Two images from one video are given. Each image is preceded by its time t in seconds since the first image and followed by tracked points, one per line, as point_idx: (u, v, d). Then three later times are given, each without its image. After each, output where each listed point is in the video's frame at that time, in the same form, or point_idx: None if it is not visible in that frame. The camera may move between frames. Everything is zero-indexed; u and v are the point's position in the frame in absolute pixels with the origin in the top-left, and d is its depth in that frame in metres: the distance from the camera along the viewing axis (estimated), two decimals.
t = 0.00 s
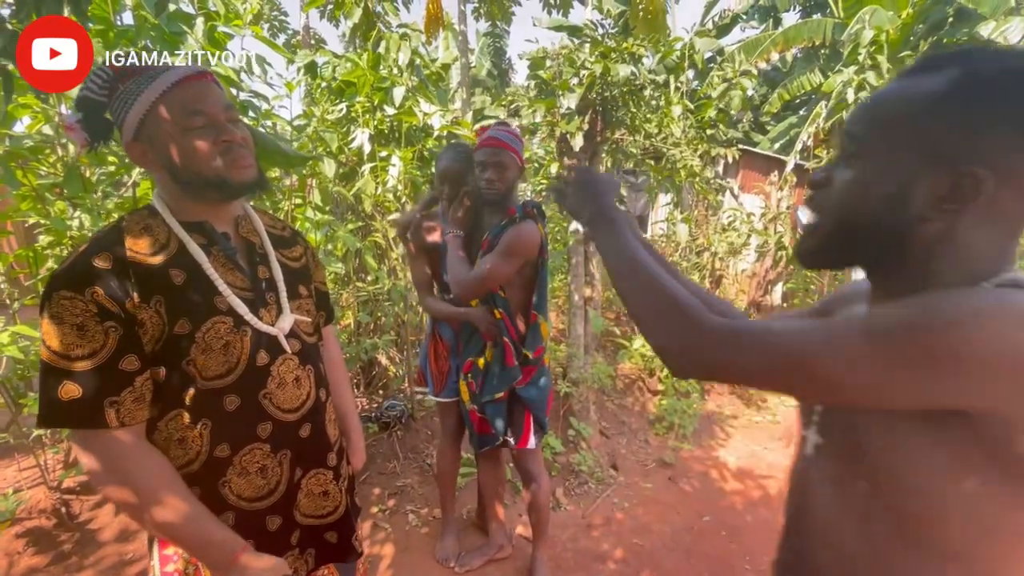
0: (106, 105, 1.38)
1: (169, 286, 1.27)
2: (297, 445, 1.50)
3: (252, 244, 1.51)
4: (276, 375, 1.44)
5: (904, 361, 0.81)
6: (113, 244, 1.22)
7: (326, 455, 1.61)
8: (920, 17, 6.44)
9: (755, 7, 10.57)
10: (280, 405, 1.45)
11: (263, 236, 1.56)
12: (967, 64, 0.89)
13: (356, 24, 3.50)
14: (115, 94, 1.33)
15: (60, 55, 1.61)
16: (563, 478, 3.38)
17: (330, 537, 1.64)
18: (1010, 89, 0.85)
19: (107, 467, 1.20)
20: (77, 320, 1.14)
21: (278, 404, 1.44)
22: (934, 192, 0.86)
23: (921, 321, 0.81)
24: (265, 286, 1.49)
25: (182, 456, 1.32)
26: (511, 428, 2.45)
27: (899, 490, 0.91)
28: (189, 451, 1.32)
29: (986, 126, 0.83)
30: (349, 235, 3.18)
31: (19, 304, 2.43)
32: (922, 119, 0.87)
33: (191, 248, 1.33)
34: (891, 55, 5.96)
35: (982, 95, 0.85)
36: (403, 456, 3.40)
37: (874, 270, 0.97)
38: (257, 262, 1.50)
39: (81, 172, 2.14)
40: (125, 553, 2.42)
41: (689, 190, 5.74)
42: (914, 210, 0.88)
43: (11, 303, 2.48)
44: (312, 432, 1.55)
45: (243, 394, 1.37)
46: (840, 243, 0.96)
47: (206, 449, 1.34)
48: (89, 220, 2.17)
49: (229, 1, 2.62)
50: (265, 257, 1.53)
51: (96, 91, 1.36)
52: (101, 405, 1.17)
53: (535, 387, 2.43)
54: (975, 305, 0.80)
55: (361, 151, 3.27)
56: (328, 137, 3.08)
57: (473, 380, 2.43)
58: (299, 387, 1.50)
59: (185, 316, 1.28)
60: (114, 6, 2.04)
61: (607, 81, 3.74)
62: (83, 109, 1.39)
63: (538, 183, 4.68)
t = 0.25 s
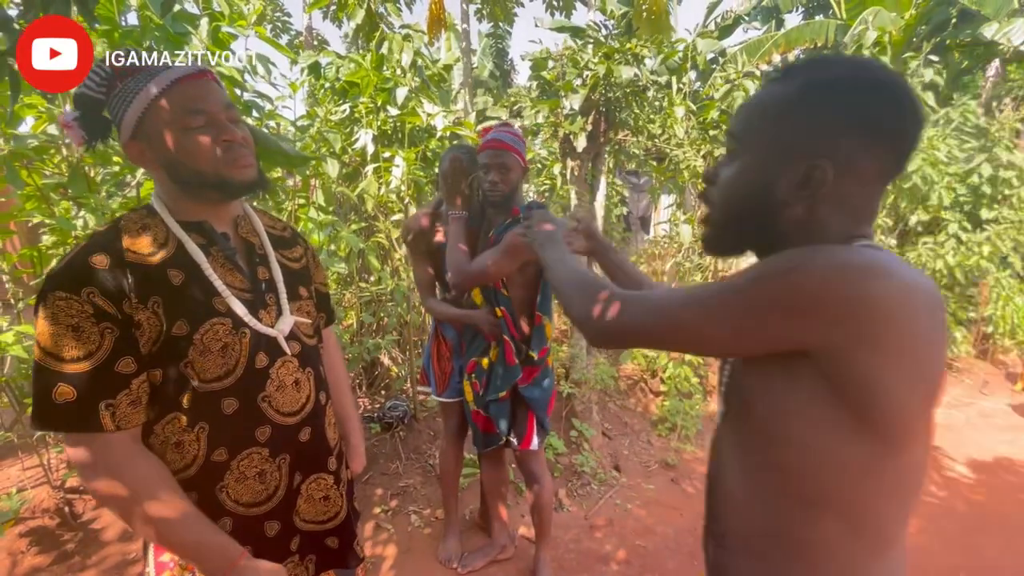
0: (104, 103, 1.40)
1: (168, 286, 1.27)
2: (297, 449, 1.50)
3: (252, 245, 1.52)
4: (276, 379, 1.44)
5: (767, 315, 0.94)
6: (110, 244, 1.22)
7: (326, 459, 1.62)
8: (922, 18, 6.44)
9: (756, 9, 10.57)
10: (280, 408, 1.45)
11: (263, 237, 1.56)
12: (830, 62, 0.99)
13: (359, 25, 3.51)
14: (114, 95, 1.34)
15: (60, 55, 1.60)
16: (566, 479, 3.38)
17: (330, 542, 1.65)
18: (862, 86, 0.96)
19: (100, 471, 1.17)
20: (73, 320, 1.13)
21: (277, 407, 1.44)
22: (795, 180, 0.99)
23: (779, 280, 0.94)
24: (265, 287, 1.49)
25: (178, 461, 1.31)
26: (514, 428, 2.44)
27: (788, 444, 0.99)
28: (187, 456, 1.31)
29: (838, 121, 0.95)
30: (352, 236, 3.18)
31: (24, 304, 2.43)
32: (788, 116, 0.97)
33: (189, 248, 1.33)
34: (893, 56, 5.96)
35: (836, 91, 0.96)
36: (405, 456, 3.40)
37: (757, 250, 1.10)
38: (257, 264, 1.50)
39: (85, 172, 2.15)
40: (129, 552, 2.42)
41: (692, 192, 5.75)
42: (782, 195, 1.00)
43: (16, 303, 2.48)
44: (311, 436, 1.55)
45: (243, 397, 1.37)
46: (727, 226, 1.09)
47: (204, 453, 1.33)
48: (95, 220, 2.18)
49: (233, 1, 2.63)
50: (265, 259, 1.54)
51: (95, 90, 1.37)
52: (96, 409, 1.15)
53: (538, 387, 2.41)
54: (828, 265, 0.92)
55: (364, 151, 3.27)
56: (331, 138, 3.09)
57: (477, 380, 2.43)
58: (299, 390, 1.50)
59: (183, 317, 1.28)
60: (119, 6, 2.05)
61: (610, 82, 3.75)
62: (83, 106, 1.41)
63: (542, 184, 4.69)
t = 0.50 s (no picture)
0: (101, 102, 1.39)
1: (162, 291, 1.27)
2: (293, 456, 1.50)
3: (250, 247, 1.52)
4: (273, 385, 1.44)
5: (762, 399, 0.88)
6: (106, 246, 1.22)
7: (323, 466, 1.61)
8: (926, 20, 6.43)
9: (760, 10, 10.56)
10: (276, 414, 1.45)
11: (262, 239, 1.56)
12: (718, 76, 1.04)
13: (362, 27, 3.52)
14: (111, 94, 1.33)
15: (60, 56, 1.57)
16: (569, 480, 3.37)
17: (331, 553, 1.64)
18: (744, 96, 1.01)
19: (91, 477, 1.18)
20: (64, 323, 1.14)
21: (274, 413, 1.44)
22: (687, 188, 1.03)
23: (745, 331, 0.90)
24: (263, 290, 1.49)
25: (173, 468, 1.31)
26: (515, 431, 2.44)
27: (787, 497, 1.00)
28: (181, 462, 1.32)
29: (722, 131, 0.99)
30: (355, 236, 3.18)
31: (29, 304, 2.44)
32: (680, 126, 1.02)
33: (186, 251, 1.33)
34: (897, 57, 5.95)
35: (715, 103, 1.00)
36: (408, 457, 3.40)
37: (670, 252, 1.15)
38: (255, 267, 1.50)
39: (90, 173, 2.15)
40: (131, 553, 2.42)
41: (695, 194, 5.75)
42: (680, 203, 1.05)
43: (21, 303, 2.49)
44: (308, 444, 1.55)
45: (238, 403, 1.37)
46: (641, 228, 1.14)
47: (199, 460, 1.33)
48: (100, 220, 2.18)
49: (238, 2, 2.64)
50: (264, 262, 1.53)
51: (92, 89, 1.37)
52: (84, 415, 1.16)
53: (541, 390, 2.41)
54: (785, 328, 0.90)
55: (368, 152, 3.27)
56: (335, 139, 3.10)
57: (478, 382, 2.42)
58: (296, 395, 1.50)
59: (178, 323, 1.28)
60: (124, 8, 2.05)
61: (614, 83, 3.75)
62: (81, 104, 1.41)
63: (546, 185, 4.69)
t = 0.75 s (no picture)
0: (122, 103, 1.39)
1: (179, 289, 1.27)
2: (302, 455, 1.50)
3: (263, 246, 1.52)
4: (283, 383, 1.44)
5: (766, 453, 0.88)
6: (124, 242, 1.22)
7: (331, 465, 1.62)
8: (930, 20, 6.41)
9: (763, 10, 10.54)
10: (286, 412, 1.45)
11: (275, 238, 1.56)
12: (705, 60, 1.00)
13: (365, 28, 3.53)
14: (134, 91, 1.33)
15: (60, 55, 1.57)
16: (572, 481, 3.37)
17: (336, 553, 1.64)
18: (726, 86, 0.96)
19: (108, 469, 1.18)
20: (82, 319, 1.13)
21: (284, 412, 1.44)
22: (658, 181, 1.01)
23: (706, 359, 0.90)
24: (277, 289, 1.50)
25: (185, 461, 1.32)
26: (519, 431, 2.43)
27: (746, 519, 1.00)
28: (193, 457, 1.32)
29: (697, 123, 0.95)
30: (359, 236, 3.19)
31: (33, 303, 2.45)
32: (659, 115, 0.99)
33: (201, 249, 1.33)
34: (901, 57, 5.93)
35: (696, 91, 0.96)
36: (411, 457, 3.41)
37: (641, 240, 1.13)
38: (268, 265, 1.50)
39: (95, 173, 2.15)
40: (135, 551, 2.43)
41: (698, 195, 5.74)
42: (651, 196, 1.03)
43: (26, 303, 2.49)
44: (317, 442, 1.55)
45: (249, 400, 1.37)
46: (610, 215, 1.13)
47: (209, 455, 1.33)
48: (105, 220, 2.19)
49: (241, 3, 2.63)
50: (278, 261, 1.53)
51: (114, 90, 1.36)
52: (101, 408, 1.16)
53: (544, 389, 2.41)
54: (756, 373, 0.88)
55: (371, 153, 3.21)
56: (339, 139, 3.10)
57: (482, 381, 2.43)
58: (306, 394, 1.50)
59: (193, 321, 1.28)
60: (129, 8, 2.05)
61: (618, 84, 3.75)
62: (101, 109, 1.40)
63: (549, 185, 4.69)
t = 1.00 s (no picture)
0: (174, 107, 1.38)
1: (212, 285, 1.29)
2: (318, 453, 1.50)
3: (294, 247, 1.51)
4: (303, 382, 1.44)
5: (642, 477, 0.83)
6: (164, 240, 1.24)
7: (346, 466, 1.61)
8: (937, 20, 6.37)
9: (768, 11, 10.50)
10: (305, 412, 1.45)
11: (306, 240, 1.55)
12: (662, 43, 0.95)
13: (370, 30, 3.53)
14: (184, 93, 1.35)
15: (59, 55, 1.60)
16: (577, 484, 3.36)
17: (348, 555, 1.64)
18: (681, 70, 0.91)
19: (142, 458, 1.18)
20: (126, 310, 1.14)
21: (302, 411, 1.44)
22: (612, 173, 0.95)
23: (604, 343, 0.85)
24: (304, 290, 1.49)
25: (207, 453, 1.31)
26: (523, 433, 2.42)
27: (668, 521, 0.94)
28: (215, 448, 1.32)
29: (655, 113, 0.90)
30: (364, 237, 3.18)
31: (39, 304, 2.46)
32: (613, 103, 0.94)
33: (235, 248, 1.34)
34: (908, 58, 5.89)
35: (657, 81, 0.91)
36: (414, 459, 3.41)
37: (598, 237, 1.07)
38: (298, 266, 1.50)
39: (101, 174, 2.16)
40: (141, 552, 2.43)
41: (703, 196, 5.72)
42: (608, 190, 0.97)
43: (32, 303, 2.50)
44: (334, 442, 1.54)
45: (270, 396, 1.38)
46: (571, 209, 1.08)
47: (230, 447, 1.34)
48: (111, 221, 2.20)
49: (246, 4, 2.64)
50: (307, 262, 1.53)
51: (165, 95, 1.37)
52: (142, 397, 1.17)
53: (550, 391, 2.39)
54: (640, 394, 0.81)
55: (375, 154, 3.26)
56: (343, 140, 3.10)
57: (487, 384, 2.42)
58: (325, 394, 1.50)
59: (222, 317, 1.30)
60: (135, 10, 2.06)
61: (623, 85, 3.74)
62: (152, 116, 1.40)
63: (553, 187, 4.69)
